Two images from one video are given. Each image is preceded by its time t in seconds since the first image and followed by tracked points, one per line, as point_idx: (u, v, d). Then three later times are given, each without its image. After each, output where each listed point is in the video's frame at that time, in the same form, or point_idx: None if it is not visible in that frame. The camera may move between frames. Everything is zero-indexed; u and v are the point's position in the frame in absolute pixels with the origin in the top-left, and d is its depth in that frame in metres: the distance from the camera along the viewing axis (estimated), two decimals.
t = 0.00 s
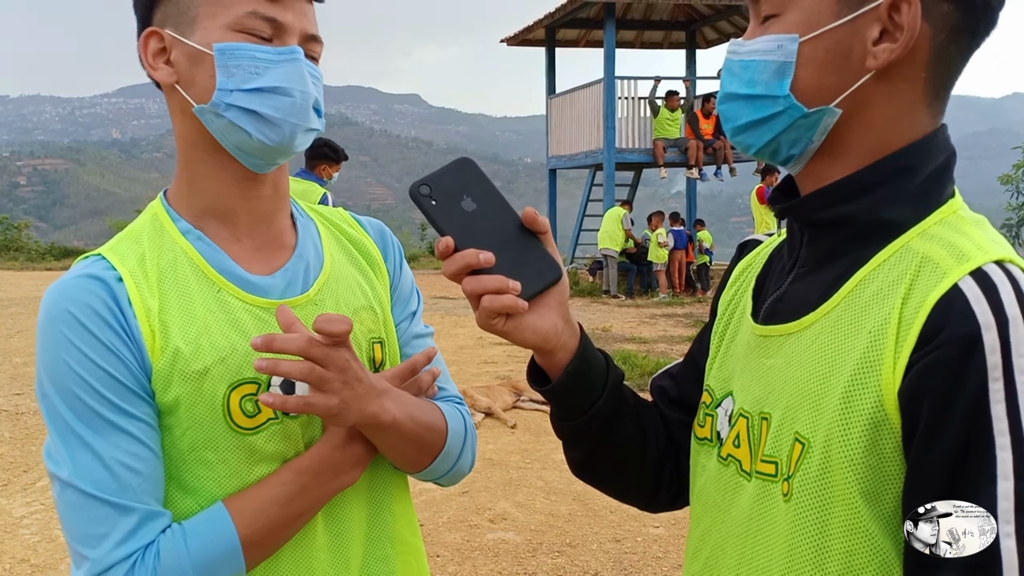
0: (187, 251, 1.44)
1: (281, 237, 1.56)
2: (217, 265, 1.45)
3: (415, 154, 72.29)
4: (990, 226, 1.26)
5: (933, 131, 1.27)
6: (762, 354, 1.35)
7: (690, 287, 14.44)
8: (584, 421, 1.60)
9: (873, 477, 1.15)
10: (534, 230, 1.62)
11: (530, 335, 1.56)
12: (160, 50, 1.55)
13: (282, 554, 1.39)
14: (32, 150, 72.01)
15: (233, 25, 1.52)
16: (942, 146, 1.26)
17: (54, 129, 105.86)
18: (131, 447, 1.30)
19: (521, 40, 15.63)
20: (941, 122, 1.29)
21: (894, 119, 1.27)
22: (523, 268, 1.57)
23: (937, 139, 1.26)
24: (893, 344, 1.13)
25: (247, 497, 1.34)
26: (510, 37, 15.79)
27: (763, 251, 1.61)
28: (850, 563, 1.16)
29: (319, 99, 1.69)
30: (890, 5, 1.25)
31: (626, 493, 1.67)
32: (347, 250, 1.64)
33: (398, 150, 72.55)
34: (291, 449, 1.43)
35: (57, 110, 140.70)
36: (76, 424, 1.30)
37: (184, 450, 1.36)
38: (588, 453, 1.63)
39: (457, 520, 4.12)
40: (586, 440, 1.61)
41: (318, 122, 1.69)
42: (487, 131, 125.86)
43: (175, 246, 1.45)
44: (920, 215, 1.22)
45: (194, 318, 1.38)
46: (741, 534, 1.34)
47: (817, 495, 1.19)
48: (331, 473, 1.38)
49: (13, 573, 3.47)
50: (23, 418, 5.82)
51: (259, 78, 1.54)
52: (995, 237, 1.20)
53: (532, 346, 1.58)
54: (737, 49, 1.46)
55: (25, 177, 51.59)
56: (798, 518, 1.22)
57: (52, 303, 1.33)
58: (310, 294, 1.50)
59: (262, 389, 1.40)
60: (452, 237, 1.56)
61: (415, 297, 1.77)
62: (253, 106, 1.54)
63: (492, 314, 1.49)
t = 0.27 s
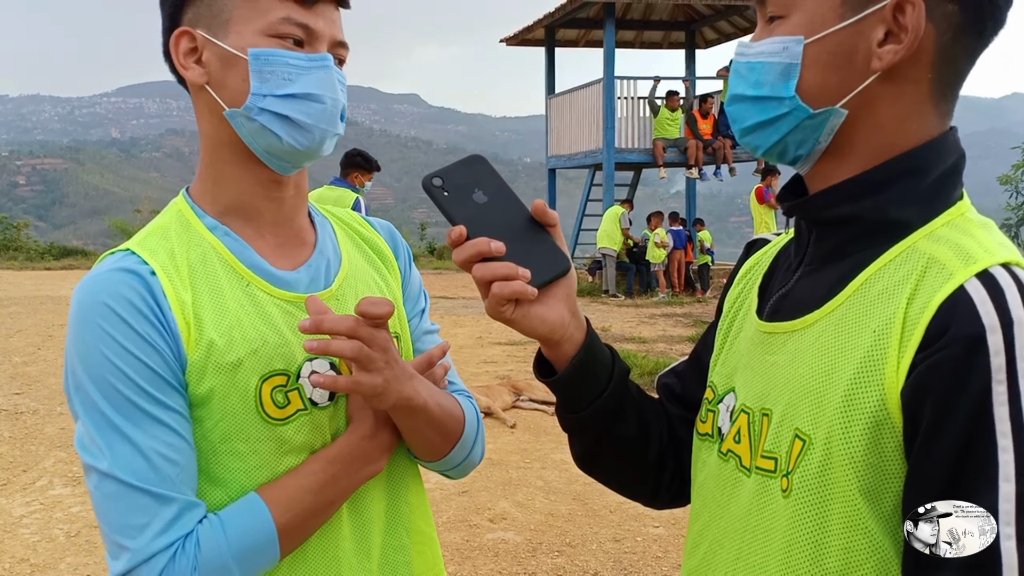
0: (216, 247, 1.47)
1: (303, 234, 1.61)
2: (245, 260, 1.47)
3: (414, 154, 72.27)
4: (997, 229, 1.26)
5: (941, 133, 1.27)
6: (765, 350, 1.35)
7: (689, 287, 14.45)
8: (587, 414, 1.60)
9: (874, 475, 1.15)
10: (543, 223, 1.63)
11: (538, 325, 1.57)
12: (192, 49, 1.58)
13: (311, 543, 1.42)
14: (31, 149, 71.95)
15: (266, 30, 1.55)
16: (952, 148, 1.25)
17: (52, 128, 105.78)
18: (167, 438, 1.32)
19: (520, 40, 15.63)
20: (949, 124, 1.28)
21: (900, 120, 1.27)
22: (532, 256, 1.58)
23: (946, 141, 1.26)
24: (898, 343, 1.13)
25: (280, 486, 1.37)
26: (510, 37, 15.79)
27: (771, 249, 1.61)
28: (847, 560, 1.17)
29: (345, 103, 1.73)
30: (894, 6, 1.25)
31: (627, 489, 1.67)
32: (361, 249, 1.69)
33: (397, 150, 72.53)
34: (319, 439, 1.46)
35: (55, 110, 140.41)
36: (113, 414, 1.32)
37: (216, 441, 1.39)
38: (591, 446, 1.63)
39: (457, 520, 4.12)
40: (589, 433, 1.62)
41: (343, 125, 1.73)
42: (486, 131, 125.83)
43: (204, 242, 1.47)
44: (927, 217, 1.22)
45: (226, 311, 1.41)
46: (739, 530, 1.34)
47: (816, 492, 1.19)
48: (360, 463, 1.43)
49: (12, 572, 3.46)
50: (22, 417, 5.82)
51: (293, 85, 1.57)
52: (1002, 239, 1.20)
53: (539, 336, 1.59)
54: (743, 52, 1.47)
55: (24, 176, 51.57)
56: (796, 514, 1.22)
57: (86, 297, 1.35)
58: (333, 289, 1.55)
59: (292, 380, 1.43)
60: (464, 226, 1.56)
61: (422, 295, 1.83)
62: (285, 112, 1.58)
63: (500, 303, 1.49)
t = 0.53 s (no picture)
0: (247, 240, 1.49)
1: (326, 230, 1.65)
2: (277, 252, 1.50)
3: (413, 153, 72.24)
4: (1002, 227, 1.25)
5: (947, 131, 1.27)
6: (771, 349, 1.36)
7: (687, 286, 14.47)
8: (597, 408, 1.61)
9: (873, 473, 1.15)
10: (566, 218, 1.62)
11: (552, 315, 1.57)
12: (225, 48, 1.58)
13: (340, 532, 1.45)
14: (29, 147, 71.85)
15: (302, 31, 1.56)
16: (958, 147, 1.25)
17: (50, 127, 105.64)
18: (209, 425, 1.33)
19: (519, 39, 15.62)
20: (954, 122, 1.28)
21: (904, 119, 1.27)
22: (551, 246, 1.58)
23: (952, 139, 1.26)
24: (896, 341, 1.13)
25: (316, 471, 1.39)
26: (509, 36, 15.78)
27: (780, 248, 1.62)
28: (848, 558, 1.17)
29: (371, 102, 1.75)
30: (898, 5, 1.26)
31: (635, 483, 1.67)
32: (377, 246, 1.77)
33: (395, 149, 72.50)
34: (348, 428, 1.49)
35: (53, 108, 140.24)
36: (157, 401, 1.31)
37: (253, 429, 1.40)
38: (601, 439, 1.64)
39: (456, 519, 4.12)
40: (597, 427, 1.63)
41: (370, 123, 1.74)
42: (485, 130, 125.81)
43: (235, 235, 1.49)
44: (930, 216, 1.21)
45: (263, 302, 1.43)
46: (744, 528, 1.34)
47: (816, 489, 1.20)
48: (391, 447, 1.46)
49: (10, 571, 3.46)
50: (20, 416, 5.81)
51: (328, 84, 1.58)
52: (1006, 238, 1.19)
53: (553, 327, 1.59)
54: (750, 49, 1.47)
55: (22, 175, 51.50)
56: (797, 512, 1.22)
57: (125, 285, 1.35)
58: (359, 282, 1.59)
59: (324, 368, 1.45)
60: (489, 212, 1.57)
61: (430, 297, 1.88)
62: (320, 110, 1.59)
63: (518, 286, 1.49)
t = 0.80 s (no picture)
0: (288, 236, 1.49)
1: (356, 228, 1.66)
2: (315, 248, 1.50)
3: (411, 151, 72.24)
4: (1004, 221, 1.25)
5: (947, 125, 1.27)
6: (778, 348, 1.36)
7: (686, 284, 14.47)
8: (609, 406, 1.61)
9: (878, 468, 1.15)
10: (568, 222, 1.61)
11: (557, 319, 1.55)
12: (264, 50, 1.58)
13: (373, 525, 1.45)
14: (27, 145, 71.71)
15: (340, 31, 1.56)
16: (958, 141, 1.25)
17: (48, 125, 105.49)
18: (256, 414, 1.32)
19: (518, 37, 15.61)
20: (954, 117, 1.28)
21: (903, 115, 1.27)
22: (553, 251, 1.57)
23: (953, 134, 1.25)
24: (896, 334, 1.13)
25: (357, 461, 1.40)
26: (506, 34, 15.76)
27: (788, 251, 1.62)
28: (857, 554, 1.17)
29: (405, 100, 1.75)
30: (891, 3, 1.26)
31: (650, 485, 1.68)
32: (403, 249, 1.78)
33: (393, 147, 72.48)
34: (382, 422, 1.50)
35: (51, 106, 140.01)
36: (206, 390, 1.30)
37: (293, 421, 1.40)
38: (615, 441, 1.65)
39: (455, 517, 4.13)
40: (609, 429, 1.63)
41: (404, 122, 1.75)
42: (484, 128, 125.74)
43: (276, 231, 1.49)
44: (930, 210, 1.21)
45: (306, 296, 1.43)
46: (760, 527, 1.34)
47: (822, 485, 1.20)
48: (424, 442, 1.48)
49: (9, 570, 3.46)
50: (18, 414, 5.81)
51: (365, 82, 1.58)
52: (1006, 231, 1.19)
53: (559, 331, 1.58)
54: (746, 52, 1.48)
55: (20, 173, 51.44)
56: (807, 509, 1.22)
57: (174, 275, 1.32)
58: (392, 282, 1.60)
59: (361, 363, 1.46)
60: (490, 222, 1.56)
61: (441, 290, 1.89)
62: (357, 109, 1.59)
63: (522, 293, 1.49)
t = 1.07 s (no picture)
0: (328, 235, 1.50)
1: (391, 231, 1.67)
2: (352, 249, 1.51)
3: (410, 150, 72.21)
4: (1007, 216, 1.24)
5: (943, 123, 1.27)
6: (785, 351, 1.37)
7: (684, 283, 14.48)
8: (621, 411, 1.62)
9: (882, 466, 1.16)
10: (583, 228, 1.61)
11: (567, 325, 1.56)
12: (295, 59, 1.60)
13: (390, 526, 1.46)
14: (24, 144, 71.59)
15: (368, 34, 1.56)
16: (956, 138, 1.25)
17: (46, 123, 105.32)
18: (289, 410, 1.34)
19: (516, 36, 15.62)
20: (950, 114, 1.28)
21: (896, 115, 1.28)
22: (563, 258, 1.58)
23: (949, 131, 1.25)
24: (895, 331, 1.14)
25: (380, 462, 1.41)
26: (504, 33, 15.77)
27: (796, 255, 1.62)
28: (864, 553, 1.18)
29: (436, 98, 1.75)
30: (874, 6, 1.28)
31: (662, 488, 1.68)
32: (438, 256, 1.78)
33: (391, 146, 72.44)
34: (406, 424, 1.50)
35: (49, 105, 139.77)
36: (243, 383, 1.31)
37: (323, 417, 1.42)
38: (630, 443, 1.65)
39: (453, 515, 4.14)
40: (622, 431, 1.64)
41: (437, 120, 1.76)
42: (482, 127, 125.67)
43: (316, 229, 1.50)
44: (929, 208, 1.22)
45: (343, 295, 1.45)
46: (770, 530, 1.35)
47: (828, 485, 1.21)
48: (445, 445, 1.48)
49: (7, 569, 3.47)
50: (16, 414, 5.81)
51: (394, 84, 1.59)
52: (1007, 226, 1.18)
53: (571, 337, 1.59)
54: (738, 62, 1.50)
55: (17, 172, 51.36)
56: (814, 508, 1.23)
57: (218, 268, 1.34)
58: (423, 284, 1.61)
59: (390, 364, 1.46)
60: (503, 227, 1.58)
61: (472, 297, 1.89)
62: (389, 111, 1.61)
63: (530, 301, 1.51)
